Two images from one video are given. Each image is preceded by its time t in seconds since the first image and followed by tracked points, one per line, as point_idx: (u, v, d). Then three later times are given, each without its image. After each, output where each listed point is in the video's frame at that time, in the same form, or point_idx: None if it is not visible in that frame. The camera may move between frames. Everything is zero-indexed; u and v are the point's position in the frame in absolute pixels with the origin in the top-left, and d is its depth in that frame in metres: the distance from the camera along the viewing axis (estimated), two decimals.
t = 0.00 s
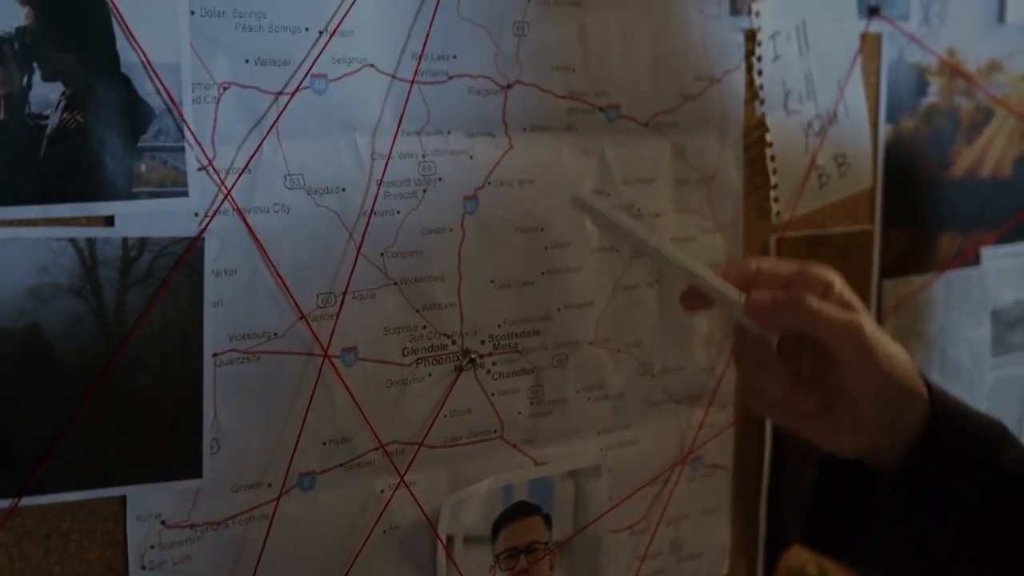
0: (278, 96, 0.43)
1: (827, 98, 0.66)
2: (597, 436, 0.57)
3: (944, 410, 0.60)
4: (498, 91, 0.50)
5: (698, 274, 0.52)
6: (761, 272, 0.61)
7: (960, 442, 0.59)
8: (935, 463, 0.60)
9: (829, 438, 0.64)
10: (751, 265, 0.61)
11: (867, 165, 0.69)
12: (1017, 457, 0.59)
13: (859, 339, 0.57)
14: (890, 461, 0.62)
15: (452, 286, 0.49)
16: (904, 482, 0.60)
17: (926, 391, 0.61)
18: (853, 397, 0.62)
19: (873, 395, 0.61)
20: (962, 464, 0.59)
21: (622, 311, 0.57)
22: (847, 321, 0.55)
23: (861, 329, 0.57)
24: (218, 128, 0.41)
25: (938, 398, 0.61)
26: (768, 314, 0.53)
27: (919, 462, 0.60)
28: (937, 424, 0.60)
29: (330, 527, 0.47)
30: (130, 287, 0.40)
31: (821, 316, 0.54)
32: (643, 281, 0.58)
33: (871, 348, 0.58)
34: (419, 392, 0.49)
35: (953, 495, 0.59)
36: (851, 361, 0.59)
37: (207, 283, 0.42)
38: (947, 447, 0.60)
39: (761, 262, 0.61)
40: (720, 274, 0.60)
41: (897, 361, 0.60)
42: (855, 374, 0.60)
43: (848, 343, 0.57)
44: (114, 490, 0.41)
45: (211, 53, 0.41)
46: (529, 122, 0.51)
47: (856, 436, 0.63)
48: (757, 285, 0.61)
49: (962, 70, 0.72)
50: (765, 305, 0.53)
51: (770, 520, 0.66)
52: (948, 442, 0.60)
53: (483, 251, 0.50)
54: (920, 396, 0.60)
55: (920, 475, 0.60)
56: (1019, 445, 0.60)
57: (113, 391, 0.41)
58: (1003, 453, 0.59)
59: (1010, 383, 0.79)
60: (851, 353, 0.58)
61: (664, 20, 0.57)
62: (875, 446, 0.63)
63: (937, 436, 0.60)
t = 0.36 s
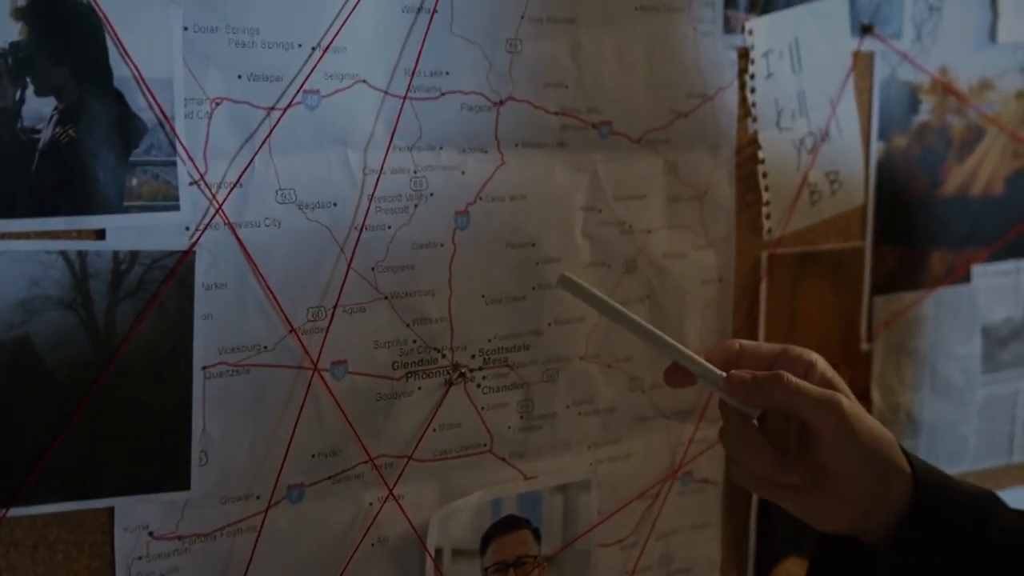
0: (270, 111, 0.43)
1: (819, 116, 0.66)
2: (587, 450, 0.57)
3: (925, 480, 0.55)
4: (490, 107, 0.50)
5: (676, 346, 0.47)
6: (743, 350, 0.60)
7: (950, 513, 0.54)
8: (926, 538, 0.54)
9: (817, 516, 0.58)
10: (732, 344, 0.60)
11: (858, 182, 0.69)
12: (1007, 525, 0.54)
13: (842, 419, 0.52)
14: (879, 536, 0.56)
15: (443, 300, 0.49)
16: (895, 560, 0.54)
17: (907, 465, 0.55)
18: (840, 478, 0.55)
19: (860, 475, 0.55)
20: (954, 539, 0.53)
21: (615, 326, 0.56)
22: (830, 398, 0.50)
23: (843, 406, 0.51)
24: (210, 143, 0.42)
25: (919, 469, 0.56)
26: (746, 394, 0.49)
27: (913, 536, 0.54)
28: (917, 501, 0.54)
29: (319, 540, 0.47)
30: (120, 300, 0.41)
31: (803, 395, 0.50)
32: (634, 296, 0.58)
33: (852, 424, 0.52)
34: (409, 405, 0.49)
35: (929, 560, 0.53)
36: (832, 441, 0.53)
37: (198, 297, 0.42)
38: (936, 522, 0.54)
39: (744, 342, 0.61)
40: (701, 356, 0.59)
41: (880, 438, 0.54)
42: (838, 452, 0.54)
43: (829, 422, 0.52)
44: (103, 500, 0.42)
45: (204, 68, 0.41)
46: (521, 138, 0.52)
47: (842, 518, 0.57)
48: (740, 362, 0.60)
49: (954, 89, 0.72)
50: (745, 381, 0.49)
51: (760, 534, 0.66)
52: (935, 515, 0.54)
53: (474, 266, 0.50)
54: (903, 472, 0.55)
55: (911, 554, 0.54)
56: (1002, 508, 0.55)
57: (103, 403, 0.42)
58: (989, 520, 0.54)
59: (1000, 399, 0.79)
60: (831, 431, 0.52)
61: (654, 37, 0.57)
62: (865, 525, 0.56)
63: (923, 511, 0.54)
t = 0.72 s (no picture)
0: (254, 124, 0.43)
1: (806, 129, 0.65)
2: (571, 462, 0.57)
3: (901, 487, 0.55)
4: (474, 120, 0.50)
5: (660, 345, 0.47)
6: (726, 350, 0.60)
7: (930, 523, 0.54)
8: (904, 547, 0.54)
9: (791, 518, 0.58)
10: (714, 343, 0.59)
11: (846, 196, 0.68)
12: (981, 533, 0.55)
13: (819, 422, 0.52)
14: (852, 540, 0.56)
15: (427, 313, 0.50)
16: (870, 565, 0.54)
17: (881, 471, 0.55)
18: (815, 481, 0.55)
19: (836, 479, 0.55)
20: (932, 548, 0.54)
21: (600, 339, 0.57)
22: (809, 401, 0.50)
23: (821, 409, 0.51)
24: (193, 156, 0.42)
25: (894, 475, 0.56)
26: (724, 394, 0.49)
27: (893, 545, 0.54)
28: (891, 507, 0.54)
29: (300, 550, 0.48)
30: (103, 312, 0.41)
31: (782, 397, 0.49)
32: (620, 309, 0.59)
33: (830, 428, 0.52)
34: (392, 418, 0.50)
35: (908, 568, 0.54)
36: (809, 444, 0.53)
37: (181, 309, 0.43)
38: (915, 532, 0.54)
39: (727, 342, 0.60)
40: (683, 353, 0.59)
41: (857, 443, 0.54)
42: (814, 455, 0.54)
43: (807, 425, 0.52)
44: (85, 512, 0.42)
45: (188, 82, 0.42)
46: (506, 151, 0.51)
47: (817, 521, 0.57)
48: (720, 361, 0.60)
49: (941, 103, 0.71)
50: (724, 380, 0.49)
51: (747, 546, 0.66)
52: (915, 524, 0.54)
53: (459, 279, 0.51)
54: (877, 478, 0.55)
55: (891, 564, 0.54)
56: (975, 515, 0.57)
57: (84, 414, 0.42)
58: (965, 529, 0.55)
59: (987, 412, 0.79)
60: (807, 433, 0.52)
61: (638, 51, 0.56)
62: (838, 529, 0.57)
63: (899, 518, 0.54)
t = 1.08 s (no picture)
0: (238, 135, 0.44)
1: (794, 139, 0.65)
2: (558, 471, 0.57)
3: (884, 500, 0.55)
4: (460, 131, 0.50)
5: (646, 363, 0.48)
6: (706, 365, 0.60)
7: (913, 535, 0.55)
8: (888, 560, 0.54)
9: (776, 533, 0.58)
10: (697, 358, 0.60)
11: (834, 206, 0.68)
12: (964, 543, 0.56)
13: (801, 438, 0.52)
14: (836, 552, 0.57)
15: (412, 322, 0.50)
16: None
17: (863, 484, 0.56)
18: (798, 495, 0.56)
19: (819, 492, 0.55)
20: (918, 560, 0.54)
21: (586, 349, 0.57)
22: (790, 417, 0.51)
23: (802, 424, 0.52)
24: (178, 167, 0.43)
25: (876, 488, 0.56)
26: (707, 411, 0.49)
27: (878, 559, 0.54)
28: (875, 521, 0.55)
29: (287, 558, 0.48)
30: (87, 321, 0.42)
31: (764, 413, 0.50)
32: (607, 318, 0.58)
33: (812, 442, 0.53)
34: (378, 426, 0.50)
35: None
36: (792, 458, 0.54)
37: (165, 319, 0.43)
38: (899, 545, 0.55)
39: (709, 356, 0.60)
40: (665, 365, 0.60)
41: (838, 457, 0.55)
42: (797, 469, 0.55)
43: (788, 440, 0.52)
44: (69, 521, 0.43)
45: (172, 94, 0.42)
46: (493, 162, 0.52)
47: (801, 535, 0.57)
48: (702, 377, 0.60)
49: (929, 113, 0.71)
50: (707, 398, 0.49)
51: (735, 554, 0.66)
52: (899, 537, 0.55)
53: (444, 289, 0.51)
54: (859, 491, 0.56)
55: None
56: (958, 525, 0.57)
57: (68, 423, 0.42)
58: (948, 540, 0.56)
59: (977, 421, 0.79)
60: (789, 448, 0.53)
61: (622, 62, 0.56)
62: (822, 542, 0.57)
63: (884, 531, 0.55)
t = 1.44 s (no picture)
0: (229, 139, 0.44)
1: (787, 141, 0.65)
2: (551, 474, 0.57)
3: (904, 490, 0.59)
4: (451, 135, 0.50)
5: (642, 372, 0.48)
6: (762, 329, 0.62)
7: (930, 523, 0.58)
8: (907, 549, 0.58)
9: (796, 519, 0.61)
10: (753, 323, 0.62)
11: (828, 208, 0.68)
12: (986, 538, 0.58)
13: (846, 415, 0.57)
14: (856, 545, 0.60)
15: (404, 326, 0.50)
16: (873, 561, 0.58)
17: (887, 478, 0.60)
18: (830, 479, 0.59)
19: (850, 479, 0.59)
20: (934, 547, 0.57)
21: (579, 351, 0.57)
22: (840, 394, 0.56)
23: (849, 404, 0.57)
24: (168, 171, 0.43)
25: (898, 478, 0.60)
26: (767, 368, 0.53)
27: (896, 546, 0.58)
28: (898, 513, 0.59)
29: (278, 561, 0.48)
30: (77, 326, 0.42)
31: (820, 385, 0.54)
32: (599, 321, 0.58)
33: (849, 425, 0.58)
34: (370, 430, 0.50)
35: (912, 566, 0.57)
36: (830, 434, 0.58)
37: (156, 323, 0.43)
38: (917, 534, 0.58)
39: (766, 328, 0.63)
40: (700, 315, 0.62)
41: (872, 450, 0.59)
42: (832, 450, 0.59)
43: (831, 414, 0.57)
44: (60, 525, 0.43)
45: (162, 98, 0.42)
46: (484, 165, 0.52)
47: (824, 526, 0.60)
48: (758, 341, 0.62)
49: (923, 115, 0.71)
50: (766, 356, 0.52)
51: (729, 555, 0.66)
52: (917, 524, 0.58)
53: (436, 292, 0.51)
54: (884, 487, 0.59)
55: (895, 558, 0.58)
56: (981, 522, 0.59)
57: (58, 427, 0.42)
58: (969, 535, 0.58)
59: (973, 423, 0.79)
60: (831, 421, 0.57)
61: (614, 65, 0.56)
62: (841, 533, 0.60)
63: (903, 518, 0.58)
